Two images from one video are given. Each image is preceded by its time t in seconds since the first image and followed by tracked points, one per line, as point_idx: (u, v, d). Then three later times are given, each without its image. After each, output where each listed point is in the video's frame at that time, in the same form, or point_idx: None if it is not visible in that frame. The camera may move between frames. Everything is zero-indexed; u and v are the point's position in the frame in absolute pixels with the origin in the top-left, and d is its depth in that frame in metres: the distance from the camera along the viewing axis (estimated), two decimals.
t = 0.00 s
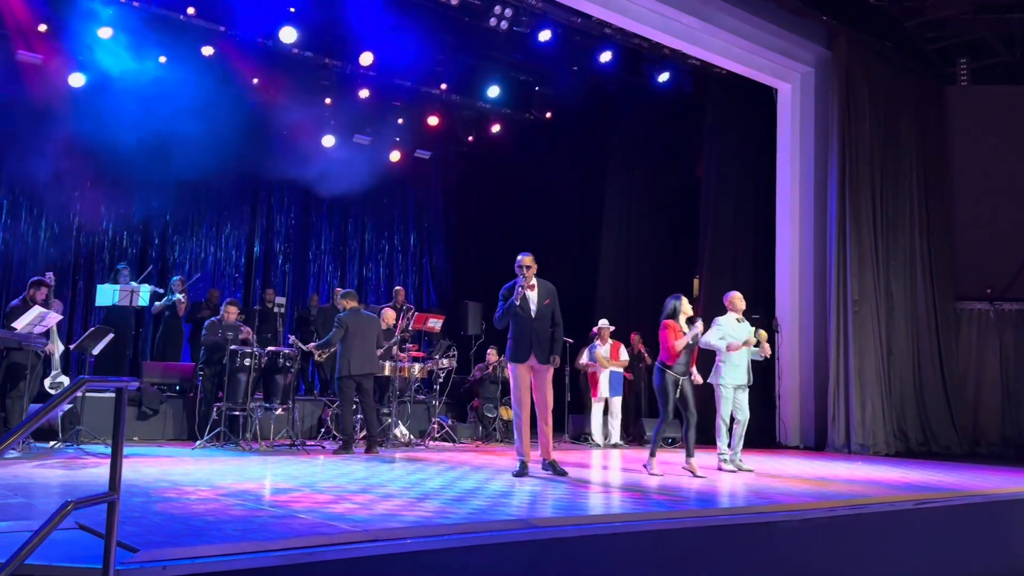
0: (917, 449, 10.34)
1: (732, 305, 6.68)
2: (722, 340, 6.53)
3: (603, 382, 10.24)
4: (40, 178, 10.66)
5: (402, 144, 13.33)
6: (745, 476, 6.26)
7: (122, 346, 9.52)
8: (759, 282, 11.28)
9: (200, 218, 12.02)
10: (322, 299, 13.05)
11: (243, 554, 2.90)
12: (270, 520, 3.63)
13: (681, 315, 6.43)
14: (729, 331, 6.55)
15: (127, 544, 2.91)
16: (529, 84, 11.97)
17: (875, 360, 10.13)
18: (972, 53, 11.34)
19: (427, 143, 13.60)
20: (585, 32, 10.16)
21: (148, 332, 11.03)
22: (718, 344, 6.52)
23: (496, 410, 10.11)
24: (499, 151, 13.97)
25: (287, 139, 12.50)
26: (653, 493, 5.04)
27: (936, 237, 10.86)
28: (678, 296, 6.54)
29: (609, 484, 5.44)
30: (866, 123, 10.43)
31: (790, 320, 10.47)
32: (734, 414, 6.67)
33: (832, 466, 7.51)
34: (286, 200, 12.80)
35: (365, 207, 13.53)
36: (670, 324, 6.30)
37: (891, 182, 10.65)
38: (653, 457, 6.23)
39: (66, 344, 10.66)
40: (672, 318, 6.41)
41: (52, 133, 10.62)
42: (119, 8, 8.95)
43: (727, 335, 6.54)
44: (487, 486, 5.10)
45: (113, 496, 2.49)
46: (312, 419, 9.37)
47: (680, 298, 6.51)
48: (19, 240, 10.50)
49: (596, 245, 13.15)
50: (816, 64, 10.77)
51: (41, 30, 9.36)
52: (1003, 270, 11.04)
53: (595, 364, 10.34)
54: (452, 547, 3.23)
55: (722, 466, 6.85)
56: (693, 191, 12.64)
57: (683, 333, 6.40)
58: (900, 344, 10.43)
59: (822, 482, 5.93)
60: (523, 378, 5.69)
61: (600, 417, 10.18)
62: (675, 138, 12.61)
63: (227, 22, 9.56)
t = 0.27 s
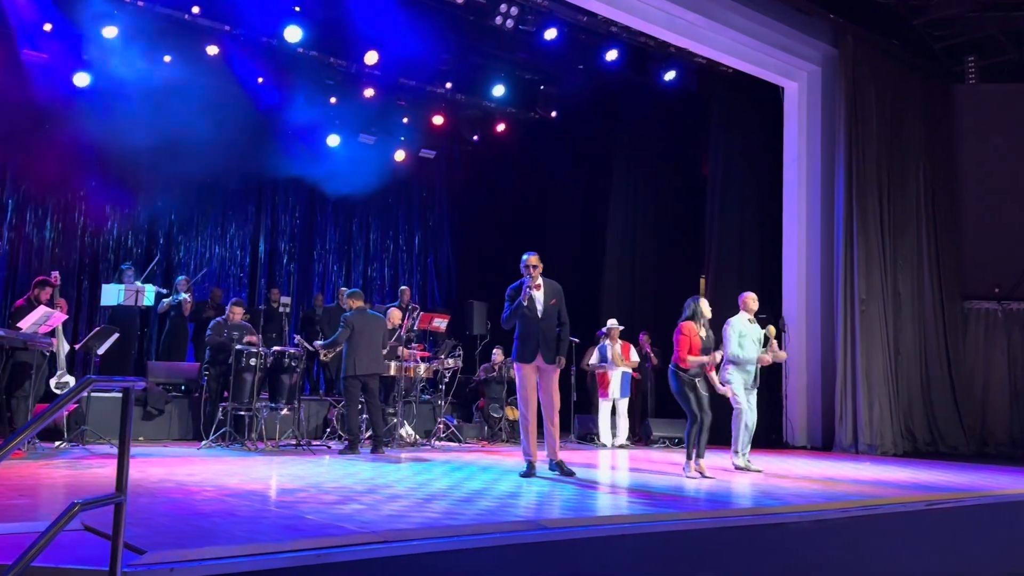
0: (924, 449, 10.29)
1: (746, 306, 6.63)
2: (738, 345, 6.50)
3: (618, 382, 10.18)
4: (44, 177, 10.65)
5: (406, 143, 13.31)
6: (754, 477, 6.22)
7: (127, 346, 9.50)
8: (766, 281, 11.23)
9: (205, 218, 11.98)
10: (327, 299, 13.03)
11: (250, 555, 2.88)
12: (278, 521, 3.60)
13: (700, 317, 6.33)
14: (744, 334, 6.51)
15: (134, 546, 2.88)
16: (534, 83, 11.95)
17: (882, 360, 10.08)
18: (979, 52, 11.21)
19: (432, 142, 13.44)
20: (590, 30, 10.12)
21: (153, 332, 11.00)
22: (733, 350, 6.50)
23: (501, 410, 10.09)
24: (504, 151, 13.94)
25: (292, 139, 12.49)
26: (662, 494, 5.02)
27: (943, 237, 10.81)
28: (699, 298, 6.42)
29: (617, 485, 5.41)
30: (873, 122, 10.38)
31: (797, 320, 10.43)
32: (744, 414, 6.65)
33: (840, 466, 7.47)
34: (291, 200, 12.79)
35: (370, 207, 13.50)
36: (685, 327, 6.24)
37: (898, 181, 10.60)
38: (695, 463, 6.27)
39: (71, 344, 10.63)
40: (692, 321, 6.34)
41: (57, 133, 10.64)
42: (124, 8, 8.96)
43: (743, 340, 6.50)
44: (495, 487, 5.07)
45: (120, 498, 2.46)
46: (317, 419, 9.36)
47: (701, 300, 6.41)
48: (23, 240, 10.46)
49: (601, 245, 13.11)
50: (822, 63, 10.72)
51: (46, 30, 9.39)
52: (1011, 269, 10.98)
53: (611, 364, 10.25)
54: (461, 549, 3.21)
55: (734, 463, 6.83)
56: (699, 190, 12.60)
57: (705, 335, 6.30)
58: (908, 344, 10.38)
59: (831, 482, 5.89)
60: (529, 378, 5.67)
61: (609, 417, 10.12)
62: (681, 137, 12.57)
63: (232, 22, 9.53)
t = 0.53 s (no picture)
0: (931, 450, 10.24)
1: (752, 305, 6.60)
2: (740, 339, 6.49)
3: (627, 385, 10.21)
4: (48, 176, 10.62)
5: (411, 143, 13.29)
6: (762, 479, 6.18)
7: (132, 347, 9.47)
8: (772, 281, 11.18)
9: (210, 218, 11.94)
10: (332, 299, 13.00)
11: (259, 561, 2.85)
12: (286, 525, 3.57)
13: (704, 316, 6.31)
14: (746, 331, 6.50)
15: (142, 551, 2.85)
16: (539, 82, 11.92)
17: (890, 360, 10.02)
18: (987, 50, 11.22)
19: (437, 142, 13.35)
20: (596, 29, 10.08)
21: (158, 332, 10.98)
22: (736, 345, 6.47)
23: (507, 411, 10.04)
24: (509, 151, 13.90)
25: (296, 139, 12.46)
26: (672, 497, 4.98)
27: (951, 237, 10.75)
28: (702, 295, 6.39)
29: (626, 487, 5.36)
30: (880, 121, 10.33)
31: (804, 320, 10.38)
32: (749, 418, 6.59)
33: (849, 468, 7.42)
34: (296, 200, 12.77)
35: (374, 207, 13.48)
36: (688, 323, 6.22)
37: (906, 181, 10.54)
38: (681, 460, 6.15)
39: (76, 344, 10.61)
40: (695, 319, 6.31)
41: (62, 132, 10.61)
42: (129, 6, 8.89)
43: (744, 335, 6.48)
44: (503, 489, 5.03)
45: (129, 503, 2.42)
46: (322, 420, 9.34)
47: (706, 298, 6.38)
48: (26, 240, 10.42)
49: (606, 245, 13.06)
50: (829, 62, 10.68)
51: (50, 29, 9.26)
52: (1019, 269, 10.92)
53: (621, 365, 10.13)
54: (471, 554, 3.17)
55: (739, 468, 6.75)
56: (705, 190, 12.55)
57: (706, 333, 6.29)
58: (915, 344, 10.32)
59: (841, 485, 5.84)
60: (536, 379, 5.62)
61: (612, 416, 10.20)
62: (686, 136, 12.52)
63: (236, 22, 9.48)
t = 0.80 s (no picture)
0: (938, 451, 10.19)
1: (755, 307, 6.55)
2: (747, 346, 6.45)
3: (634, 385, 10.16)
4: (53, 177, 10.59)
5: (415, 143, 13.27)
6: (770, 481, 6.14)
7: (136, 347, 9.44)
8: (778, 282, 11.14)
9: (214, 218, 11.91)
10: (336, 299, 12.98)
11: (271, 565, 2.82)
12: (296, 528, 3.54)
13: (698, 317, 6.27)
14: (753, 336, 6.46)
15: (154, 555, 2.83)
16: (544, 82, 11.93)
17: (896, 361, 9.98)
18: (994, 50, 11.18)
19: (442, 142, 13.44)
20: (602, 29, 10.05)
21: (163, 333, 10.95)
22: (742, 352, 6.45)
23: (511, 412, 10.01)
24: (513, 151, 13.88)
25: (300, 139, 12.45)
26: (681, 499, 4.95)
27: (957, 237, 10.71)
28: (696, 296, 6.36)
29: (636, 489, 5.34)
30: (886, 121, 10.29)
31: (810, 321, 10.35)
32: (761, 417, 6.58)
33: (857, 470, 7.38)
34: (299, 201, 12.75)
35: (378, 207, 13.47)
36: (680, 325, 6.21)
37: (912, 180, 10.50)
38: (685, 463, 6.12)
39: (81, 344, 10.59)
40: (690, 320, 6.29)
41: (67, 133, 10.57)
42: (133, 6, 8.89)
43: (752, 341, 6.45)
44: (512, 491, 5.00)
45: (142, 507, 2.40)
46: (328, 421, 9.32)
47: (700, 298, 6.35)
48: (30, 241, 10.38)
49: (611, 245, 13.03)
50: (835, 62, 10.66)
51: (54, 29, 9.31)
52: None
53: (628, 364, 10.10)
54: (483, 558, 3.15)
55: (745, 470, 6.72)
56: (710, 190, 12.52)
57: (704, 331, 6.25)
58: (921, 345, 10.28)
59: (850, 487, 5.80)
60: (545, 381, 5.60)
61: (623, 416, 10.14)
62: (691, 136, 12.49)
63: (241, 22, 9.46)
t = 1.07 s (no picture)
0: (940, 452, 10.20)
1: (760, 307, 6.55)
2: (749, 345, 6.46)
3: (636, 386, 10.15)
4: (53, 177, 10.57)
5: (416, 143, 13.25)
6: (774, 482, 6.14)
7: (138, 348, 9.43)
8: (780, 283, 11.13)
9: (214, 218, 11.93)
10: (337, 300, 12.98)
11: (277, 568, 2.81)
12: (301, 531, 3.53)
13: (694, 317, 6.16)
14: (757, 335, 6.47)
15: (161, 558, 2.82)
16: (545, 82, 12.07)
17: (899, 362, 9.98)
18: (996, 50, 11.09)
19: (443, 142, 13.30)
20: (604, 29, 10.04)
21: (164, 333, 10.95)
22: (745, 351, 6.46)
23: (514, 413, 9.98)
24: (514, 151, 13.86)
25: (301, 139, 12.43)
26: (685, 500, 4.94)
27: (958, 237, 10.72)
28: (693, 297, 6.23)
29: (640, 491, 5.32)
30: (889, 121, 10.28)
31: (813, 322, 10.33)
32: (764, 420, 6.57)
33: (860, 471, 7.38)
34: (301, 202, 12.75)
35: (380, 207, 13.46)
36: (678, 329, 6.14)
37: (915, 181, 10.49)
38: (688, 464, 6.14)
39: (82, 345, 10.60)
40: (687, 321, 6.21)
41: (67, 133, 10.53)
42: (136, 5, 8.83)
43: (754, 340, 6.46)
44: (516, 493, 4.98)
45: (151, 510, 2.40)
46: (330, 421, 9.30)
47: (696, 299, 6.22)
48: (30, 241, 10.38)
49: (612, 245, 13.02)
50: (837, 62, 10.65)
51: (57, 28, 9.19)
52: None
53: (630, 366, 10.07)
54: (489, 561, 3.13)
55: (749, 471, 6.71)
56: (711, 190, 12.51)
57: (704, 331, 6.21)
58: (923, 345, 10.28)
59: (854, 488, 5.79)
60: (550, 382, 5.59)
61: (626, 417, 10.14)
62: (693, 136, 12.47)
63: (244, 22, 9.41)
